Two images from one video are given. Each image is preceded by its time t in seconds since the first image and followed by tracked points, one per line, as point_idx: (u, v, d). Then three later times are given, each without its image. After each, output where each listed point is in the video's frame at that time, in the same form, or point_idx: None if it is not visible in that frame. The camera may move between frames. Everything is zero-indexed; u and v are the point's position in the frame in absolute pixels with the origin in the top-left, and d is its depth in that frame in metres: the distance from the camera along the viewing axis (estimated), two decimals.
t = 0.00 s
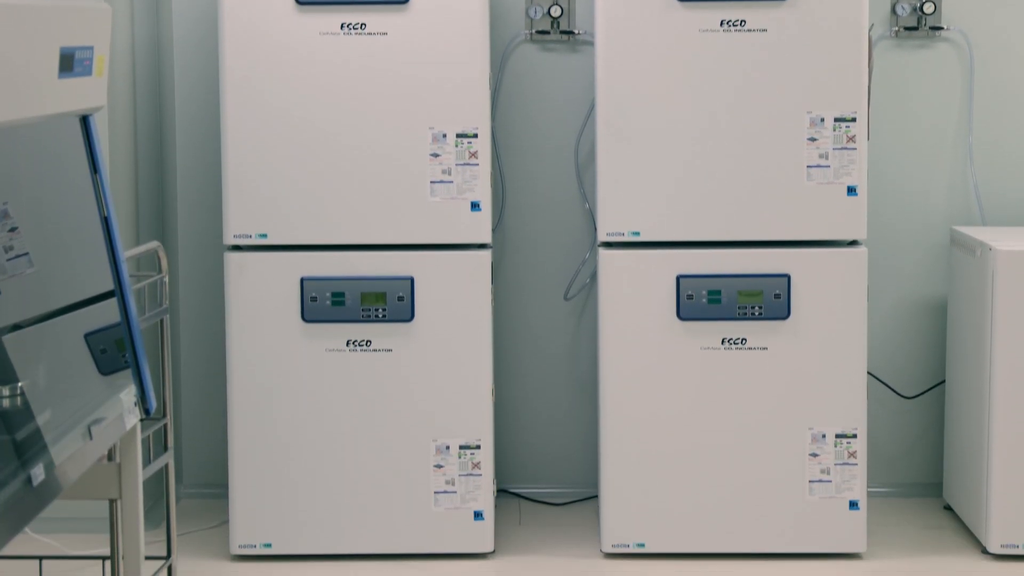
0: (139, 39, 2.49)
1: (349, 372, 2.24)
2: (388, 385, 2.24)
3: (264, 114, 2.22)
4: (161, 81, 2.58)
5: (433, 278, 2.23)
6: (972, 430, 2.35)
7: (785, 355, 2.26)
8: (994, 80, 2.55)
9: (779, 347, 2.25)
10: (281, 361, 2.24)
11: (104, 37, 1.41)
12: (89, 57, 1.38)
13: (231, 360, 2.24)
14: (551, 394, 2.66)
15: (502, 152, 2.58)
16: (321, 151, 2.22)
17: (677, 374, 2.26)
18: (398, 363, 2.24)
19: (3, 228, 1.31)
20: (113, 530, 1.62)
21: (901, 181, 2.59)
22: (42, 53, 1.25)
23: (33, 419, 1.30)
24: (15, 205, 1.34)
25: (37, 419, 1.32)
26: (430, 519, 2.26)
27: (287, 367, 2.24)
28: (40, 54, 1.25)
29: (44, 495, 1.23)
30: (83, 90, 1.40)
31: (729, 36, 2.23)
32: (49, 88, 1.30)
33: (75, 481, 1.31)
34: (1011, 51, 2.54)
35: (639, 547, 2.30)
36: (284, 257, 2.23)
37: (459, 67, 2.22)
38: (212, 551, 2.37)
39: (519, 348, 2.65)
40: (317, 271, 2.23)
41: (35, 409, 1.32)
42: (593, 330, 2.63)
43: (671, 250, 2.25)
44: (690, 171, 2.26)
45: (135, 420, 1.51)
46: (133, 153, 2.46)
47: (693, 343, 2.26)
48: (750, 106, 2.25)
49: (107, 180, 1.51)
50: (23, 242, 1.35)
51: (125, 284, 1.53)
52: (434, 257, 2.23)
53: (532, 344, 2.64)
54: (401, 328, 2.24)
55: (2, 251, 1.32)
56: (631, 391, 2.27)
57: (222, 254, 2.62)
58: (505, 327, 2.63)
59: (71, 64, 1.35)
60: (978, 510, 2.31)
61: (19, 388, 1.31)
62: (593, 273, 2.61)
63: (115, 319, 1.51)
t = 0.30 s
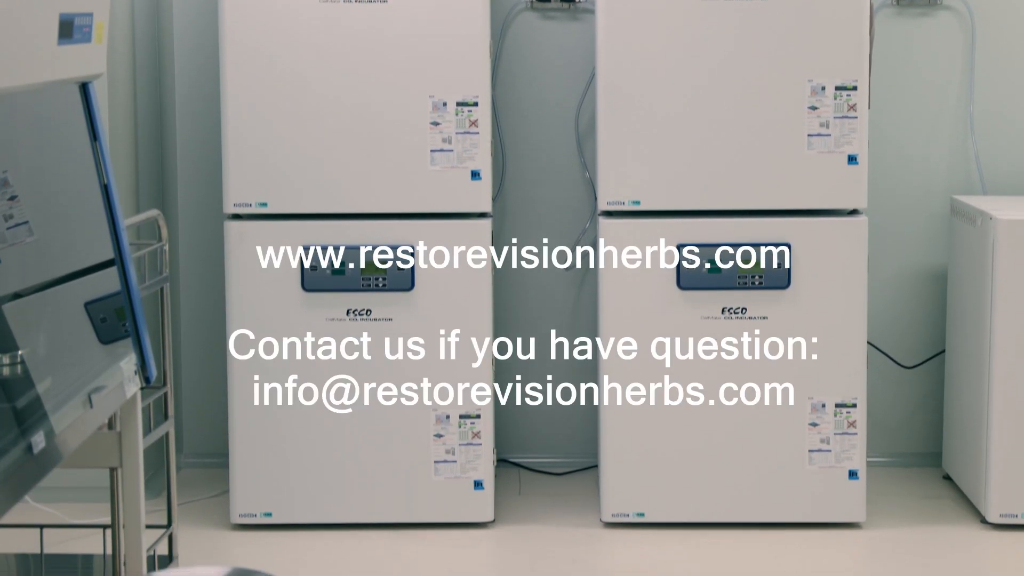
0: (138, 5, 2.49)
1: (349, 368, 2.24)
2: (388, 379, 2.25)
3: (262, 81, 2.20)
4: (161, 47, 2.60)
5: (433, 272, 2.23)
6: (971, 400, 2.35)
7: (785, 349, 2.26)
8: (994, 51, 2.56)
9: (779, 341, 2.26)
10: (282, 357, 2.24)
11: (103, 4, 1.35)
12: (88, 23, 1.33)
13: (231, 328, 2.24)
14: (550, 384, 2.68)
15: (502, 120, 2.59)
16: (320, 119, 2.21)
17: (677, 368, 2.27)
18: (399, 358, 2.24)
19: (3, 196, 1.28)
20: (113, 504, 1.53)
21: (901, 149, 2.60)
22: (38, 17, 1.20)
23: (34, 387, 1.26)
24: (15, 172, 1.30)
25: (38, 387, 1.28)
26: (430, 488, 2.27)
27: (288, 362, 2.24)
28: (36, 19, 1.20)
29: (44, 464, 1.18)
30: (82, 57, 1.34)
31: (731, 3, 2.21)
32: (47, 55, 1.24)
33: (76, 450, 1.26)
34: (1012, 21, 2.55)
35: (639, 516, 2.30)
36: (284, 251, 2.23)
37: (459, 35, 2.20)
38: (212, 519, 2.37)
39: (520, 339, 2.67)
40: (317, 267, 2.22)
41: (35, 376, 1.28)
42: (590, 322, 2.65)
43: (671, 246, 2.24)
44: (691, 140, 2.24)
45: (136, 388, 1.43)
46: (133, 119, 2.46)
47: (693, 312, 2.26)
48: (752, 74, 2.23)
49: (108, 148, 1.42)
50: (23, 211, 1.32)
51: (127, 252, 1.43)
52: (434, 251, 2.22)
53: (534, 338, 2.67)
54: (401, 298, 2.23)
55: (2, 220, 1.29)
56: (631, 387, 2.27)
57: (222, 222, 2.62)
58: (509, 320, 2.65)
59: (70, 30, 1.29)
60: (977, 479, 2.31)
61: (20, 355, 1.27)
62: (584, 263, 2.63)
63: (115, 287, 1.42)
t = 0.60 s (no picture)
0: None
1: (349, 368, 2.24)
2: (388, 379, 2.25)
3: (258, 49, 2.17)
4: (161, 17, 2.58)
5: (433, 272, 2.22)
6: (971, 373, 2.35)
7: (785, 349, 2.26)
8: (996, 21, 2.54)
9: (779, 341, 2.26)
10: (282, 357, 2.24)
11: None
12: None
13: (230, 300, 2.24)
14: (550, 384, 2.69)
15: (502, 91, 2.57)
16: (316, 88, 2.17)
17: (677, 368, 2.27)
18: (399, 358, 2.24)
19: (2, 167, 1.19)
20: (114, 476, 1.52)
21: (902, 121, 2.59)
22: None
23: (33, 357, 1.14)
24: (13, 140, 1.21)
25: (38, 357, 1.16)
26: (429, 459, 2.27)
27: (288, 362, 2.24)
28: None
29: (44, 436, 1.05)
30: (83, 26, 1.30)
31: None
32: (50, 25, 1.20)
33: (76, 421, 1.12)
34: None
35: (639, 488, 2.31)
36: (284, 252, 2.22)
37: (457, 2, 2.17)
38: (213, 490, 2.38)
39: (520, 339, 2.68)
40: (317, 266, 2.22)
41: (35, 346, 1.16)
42: (589, 322, 2.66)
43: (671, 246, 2.24)
44: (692, 111, 2.22)
45: (135, 359, 1.35)
46: (133, 88, 2.44)
47: (693, 284, 2.25)
48: (756, 42, 2.19)
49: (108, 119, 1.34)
50: (24, 180, 1.22)
51: (127, 223, 1.35)
52: (434, 251, 2.21)
53: (534, 338, 2.67)
54: (400, 268, 2.22)
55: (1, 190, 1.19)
56: (631, 387, 2.28)
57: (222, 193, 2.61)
58: (510, 321, 2.65)
59: None
60: (976, 450, 2.32)
61: (19, 326, 1.16)
62: (584, 263, 2.63)
63: (115, 258, 1.33)
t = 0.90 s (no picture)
0: None
1: (349, 368, 2.25)
2: (388, 379, 2.25)
3: (255, 19, 2.14)
4: None
5: (433, 272, 2.22)
6: (971, 348, 2.34)
7: (785, 349, 2.26)
8: None
9: (779, 341, 2.26)
10: (282, 357, 2.25)
11: None
12: None
13: (229, 274, 2.22)
14: (550, 384, 2.70)
15: (501, 64, 2.54)
16: (313, 60, 2.15)
17: (677, 369, 2.27)
18: (399, 358, 2.25)
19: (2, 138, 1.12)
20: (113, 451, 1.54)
21: (902, 95, 2.57)
22: None
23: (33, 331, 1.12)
24: (12, 111, 1.14)
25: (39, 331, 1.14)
26: (428, 432, 2.28)
27: (288, 362, 2.25)
28: None
29: (45, 409, 1.04)
30: None
31: None
32: None
33: (75, 394, 1.12)
34: None
35: (638, 462, 2.31)
36: (284, 251, 2.21)
37: None
38: (213, 464, 2.38)
39: (519, 339, 2.68)
40: (317, 258, 2.21)
41: (34, 319, 1.13)
42: (591, 322, 2.67)
43: (671, 246, 2.23)
44: (694, 83, 2.19)
45: (134, 333, 1.36)
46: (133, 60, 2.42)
47: (692, 258, 2.24)
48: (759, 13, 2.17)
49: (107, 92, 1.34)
50: (22, 152, 1.15)
51: (127, 198, 1.36)
52: (434, 251, 2.21)
53: (534, 339, 2.68)
54: (401, 242, 2.21)
55: None
56: (631, 387, 2.28)
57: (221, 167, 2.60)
58: (509, 321, 2.66)
59: None
60: (975, 425, 2.32)
61: (19, 299, 1.12)
62: (584, 263, 2.63)
63: (115, 232, 1.34)
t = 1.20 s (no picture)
0: None
1: (349, 368, 2.26)
2: (388, 380, 2.26)
3: None
4: None
5: (433, 272, 2.22)
6: (970, 325, 2.34)
7: (785, 349, 2.27)
8: None
9: (779, 341, 2.26)
10: (282, 357, 2.25)
11: None
12: None
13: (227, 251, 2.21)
14: (550, 384, 2.70)
15: (501, 39, 2.52)
16: (310, 34, 2.12)
17: (677, 369, 2.28)
18: (399, 358, 2.25)
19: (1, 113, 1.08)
20: (110, 426, 1.53)
21: (902, 71, 2.55)
22: None
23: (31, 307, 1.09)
24: (10, 86, 1.11)
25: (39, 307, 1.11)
26: (427, 409, 2.28)
27: (288, 362, 2.26)
28: None
29: (43, 385, 1.02)
30: None
31: None
32: None
33: (74, 369, 1.10)
34: None
35: (636, 439, 2.31)
36: (284, 251, 2.21)
37: None
38: (212, 441, 2.39)
39: (520, 339, 2.69)
40: (315, 234, 2.20)
41: (34, 295, 1.11)
42: (590, 323, 2.67)
43: (671, 246, 2.23)
44: (695, 58, 2.17)
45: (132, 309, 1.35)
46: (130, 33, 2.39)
47: (691, 234, 2.23)
48: None
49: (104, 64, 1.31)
50: (19, 128, 1.12)
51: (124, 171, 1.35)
52: (434, 250, 2.21)
53: (534, 339, 2.69)
54: (400, 219, 2.20)
55: None
56: (631, 387, 2.29)
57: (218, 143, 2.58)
58: (509, 320, 2.67)
59: None
60: (973, 401, 2.33)
61: (17, 276, 1.09)
62: (584, 263, 2.63)
63: (114, 207, 1.32)
